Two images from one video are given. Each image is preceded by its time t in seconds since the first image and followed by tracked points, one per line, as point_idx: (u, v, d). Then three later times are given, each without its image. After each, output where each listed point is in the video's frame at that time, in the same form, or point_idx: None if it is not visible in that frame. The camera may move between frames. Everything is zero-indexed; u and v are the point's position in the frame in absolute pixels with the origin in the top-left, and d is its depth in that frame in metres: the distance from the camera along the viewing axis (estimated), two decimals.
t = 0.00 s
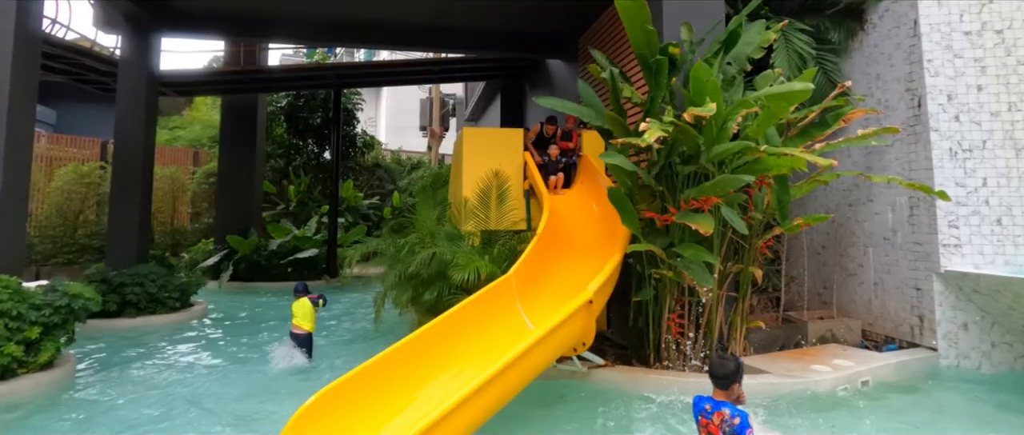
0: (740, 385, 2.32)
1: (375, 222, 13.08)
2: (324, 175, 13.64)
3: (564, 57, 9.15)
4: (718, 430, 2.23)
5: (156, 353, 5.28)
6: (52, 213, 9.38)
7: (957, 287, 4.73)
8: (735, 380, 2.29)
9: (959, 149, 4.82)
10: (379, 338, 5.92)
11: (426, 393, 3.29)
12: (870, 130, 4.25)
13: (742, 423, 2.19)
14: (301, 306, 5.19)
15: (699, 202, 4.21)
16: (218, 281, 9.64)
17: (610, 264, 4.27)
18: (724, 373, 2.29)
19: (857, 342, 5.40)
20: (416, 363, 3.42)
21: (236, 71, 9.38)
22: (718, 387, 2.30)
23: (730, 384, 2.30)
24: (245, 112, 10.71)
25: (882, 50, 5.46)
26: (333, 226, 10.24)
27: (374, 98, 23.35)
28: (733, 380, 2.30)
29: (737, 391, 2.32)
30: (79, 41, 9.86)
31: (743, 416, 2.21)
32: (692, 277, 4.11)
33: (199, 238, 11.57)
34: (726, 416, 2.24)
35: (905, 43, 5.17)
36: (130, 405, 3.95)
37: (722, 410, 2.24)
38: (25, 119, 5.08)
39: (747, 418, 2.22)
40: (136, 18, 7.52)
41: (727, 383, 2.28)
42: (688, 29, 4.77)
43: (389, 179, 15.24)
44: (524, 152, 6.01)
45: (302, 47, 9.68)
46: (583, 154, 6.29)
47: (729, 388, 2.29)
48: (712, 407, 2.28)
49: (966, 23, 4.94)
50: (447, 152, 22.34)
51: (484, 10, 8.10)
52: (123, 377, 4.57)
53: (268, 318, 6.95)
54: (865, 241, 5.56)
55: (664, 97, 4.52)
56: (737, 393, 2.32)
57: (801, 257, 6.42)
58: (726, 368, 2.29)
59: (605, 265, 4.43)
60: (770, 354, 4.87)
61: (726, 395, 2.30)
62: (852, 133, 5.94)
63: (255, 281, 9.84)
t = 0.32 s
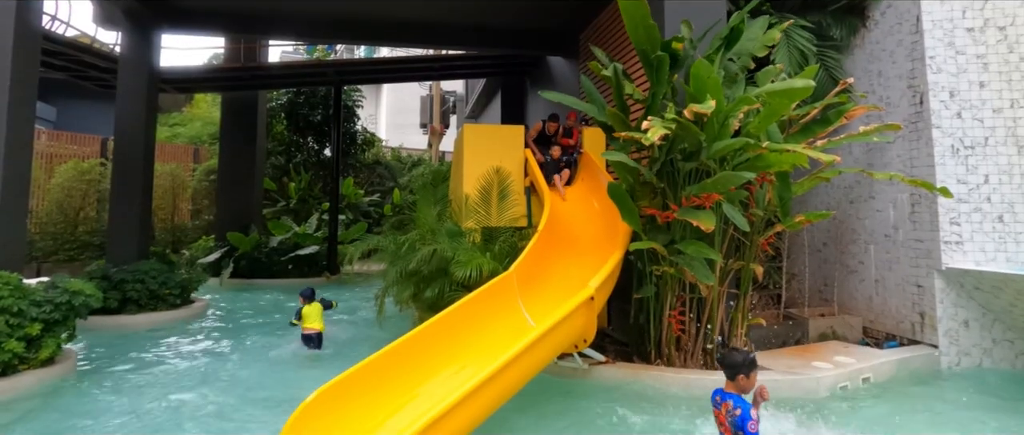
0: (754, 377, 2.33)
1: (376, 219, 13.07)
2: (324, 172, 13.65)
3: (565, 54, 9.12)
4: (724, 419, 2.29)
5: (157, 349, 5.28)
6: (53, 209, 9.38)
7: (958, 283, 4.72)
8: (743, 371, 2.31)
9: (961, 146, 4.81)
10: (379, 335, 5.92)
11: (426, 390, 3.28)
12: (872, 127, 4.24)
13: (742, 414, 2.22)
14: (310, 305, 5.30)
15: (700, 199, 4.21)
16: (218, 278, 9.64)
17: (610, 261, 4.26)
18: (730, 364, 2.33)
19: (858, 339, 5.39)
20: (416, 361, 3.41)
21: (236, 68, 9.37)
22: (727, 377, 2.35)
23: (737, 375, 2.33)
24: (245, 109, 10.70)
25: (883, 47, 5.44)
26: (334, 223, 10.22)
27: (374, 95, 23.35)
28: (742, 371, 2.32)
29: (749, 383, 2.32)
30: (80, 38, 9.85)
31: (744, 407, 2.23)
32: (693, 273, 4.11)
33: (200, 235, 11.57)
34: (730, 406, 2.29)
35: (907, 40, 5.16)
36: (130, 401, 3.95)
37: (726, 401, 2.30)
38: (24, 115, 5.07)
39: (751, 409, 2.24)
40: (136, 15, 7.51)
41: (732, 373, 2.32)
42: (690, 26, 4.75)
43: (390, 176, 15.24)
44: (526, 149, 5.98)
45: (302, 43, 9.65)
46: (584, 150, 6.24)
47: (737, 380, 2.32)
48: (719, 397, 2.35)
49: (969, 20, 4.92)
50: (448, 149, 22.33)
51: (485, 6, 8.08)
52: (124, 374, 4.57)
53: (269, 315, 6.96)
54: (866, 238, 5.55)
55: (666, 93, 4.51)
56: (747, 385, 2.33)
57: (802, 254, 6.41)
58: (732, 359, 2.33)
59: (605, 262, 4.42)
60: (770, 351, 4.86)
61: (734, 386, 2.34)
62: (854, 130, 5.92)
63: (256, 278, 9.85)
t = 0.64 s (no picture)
0: (770, 367, 2.33)
1: (377, 216, 13.05)
2: (326, 169, 13.65)
3: (566, 50, 9.09)
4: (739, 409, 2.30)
5: (158, 346, 5.29)
6: (55, 206, 9.38)
7: (960, 281, 4.71)
8: (758, 363, 2.32)
9: (963, 143, 4.80)
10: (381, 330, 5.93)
11: (426, 388, 3.28)
12: (875, 124, 4.22)
13: (756, 402, 2.23)
14: (309, 282, 5.85)
15: (702, 196, 4.21)
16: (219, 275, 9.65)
17: (612, 258, 4.25)
18: (746, 355, 2.35)
19: (859, 336, 5.37)
20: (416, 358, 3.41)
21: (237, 64, 9.35)
22: (742, 368, 2.36)
23: (752, 367, 2.33)
24: (247, 105, 10.69)
25: (886, 43, 5.42)
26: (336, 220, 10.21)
27: (376, 92, 23.33)
28: (758, 362, 2.32)
29: (764, 374, 2.32)
30: (80, 34, 9.84)
31: (758, 397, 2.23)
32: (694, 270, 4.10)
33: (201, 231, 11.58)
34: (744, 396, 2.29)
35: (909, 36, 5.13)
36: (132, 398, 3.95)
37: (741, 391, 2.31)
38: (25, 111, 5.06)
39: (765, 399, 2.23)
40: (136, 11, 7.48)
41: (747, 365, 2.33)
42: (693, 21, 4.73)
43: (391, 173, 15.23)
44: (527, 146, 5.97)
45: (302, 40, 9.61)
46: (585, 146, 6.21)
47: (753, 371, 2.32)
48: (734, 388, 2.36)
49: (972, 16, 4.90)
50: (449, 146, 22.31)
51: (486, 2, 8.06)
52: (126, 370, 4.57)
53: (270, 311, 6.96)
54: (868, 235, 5.54)
55: (667, 89, 4.49)
56: (764, 376, 2.33)
57: (803, 251, 6.40)
58: (748, 350, 2.34)
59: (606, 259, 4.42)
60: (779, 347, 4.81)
61: (749, 377, 2.34)
62: (856, 127, 5.90)
63: (257, 275, 9.86)
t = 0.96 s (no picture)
0: (794, 364, 2.39)
1: (378, 211, 13.06)
2: (327, 164, 13.67)
3: (568, 46, 9.07)
4: (763, 405, 2.36)
5: (161, 341, 5.31)
6: (58, 201, 9.41)
7: (961, 276, 4.71)
8: (783, 360, 2.38)
9: (966, 139, 4.78)
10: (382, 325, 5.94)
11: (426, 384, 3.29)
12: (877, 119, 4.24)
13: (781, 398, 2.29)
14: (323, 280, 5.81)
15: (703, 192, 4.21)
16: (221, 270, 9.68)
17: (613, 254, 4.25)
18: (769, 353, 2.40)
19: (860, 332, 5.38)
20: (416, 354, 3.41)
21: (238, 59, 9.34)
22: (766, 366, 2.42)
23: (777, 364, 2.39)
24: (248, 101, 10.69)
25: (889, 38, 5.40)
26: (338, 215, 10.22)
27: (377, 87, 23.32)
28: (782, 360, 2.38)
29: (788, 371, 2.38)
30: (82, 30, 9.84)
31: (782, 393, 2.29)
32: (695, 266, 4.10)
33: (203, 227, 11.60)
34: (768, 392, 2.35)
35: (912, 31, 5.11)
36: (135, 393, 3.96)
37: (765, 387, 2.36)
38: (26, 107, 5.06)
39: (790, 394, 2.29)
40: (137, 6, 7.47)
41: (772, 362, 2.38)
42: (697, 15, 4.70)
43: (392, 168, 15.25)
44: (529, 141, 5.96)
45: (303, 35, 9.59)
46: (586, 142, 6.20)
47: (778, 369, 2.38)
48: (758, 384, 2.41)
49: (976, 11, 4.87)
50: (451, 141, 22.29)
51: None
52: (129, 365, 4.58)
53: (272, 306, 6.98)
54: (870, 230, 5.53)
55: (669, 84, 4.48)
56: (788, 373, 2.39)
57: (804, 247, 6.39)
58: (771, 348, 2.40)
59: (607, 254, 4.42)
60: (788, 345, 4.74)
61: (773, 373, 2.40)
62: (858, 122, 5.87)
63: (260, 270, 9.89)
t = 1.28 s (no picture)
0: (847, 364, 2.24)
1: (382, 203, 13.08)
2: (331, 156, 13.70)
3: (571, 37, 9.05)
4: (814, 404, 2.19)
5: (166, 331, 5.35)
6: (63, 193, 9.47)
7: (965, 268, 4.70)
8: (839, 361, 2.22)
9: (972, 130, 4.76)
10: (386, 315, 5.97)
11: (429, 373, 3.31)
12: (882, 110, 4.25)
13: (839, 399, 2.13)
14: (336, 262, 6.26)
15: (706, 183, 4.21)
16: (226, 261, 9.75)
17: (615, 245, 4.25)
18: (824, 352, 2.23)
19: (863, 323, 5.35)
20: (420, 344, 3.44)
21: (242, 51, 9.33)
22: (819, 364, 2.25)
23: (831, 364, 2.23)
24: (252, 92, 10.69)
25: (895, 29, 5.35)
26: (341, 206, 10.24)
27: (380, 79, 23.28)
28: (837, 360, 2.22)
29: (843, 372, 2.23)
30: (85, 21, 9.85)
31: (841, 394, 2.14)
32: (697, 257, 4.10)
33: (208, 218, 11.66)
34: (823, 391, 2.18)
35: (919, 21, 5.07)
36: (141, 383, 3.98)
37: (820, 386, 2.19)
38: (31, 99, 5.08)
39: (846, 396, 2.14)
40: None
41: (829, 362, 2.21)
42: (704, 4, 4.66)
43: (396, 160, 15.26)
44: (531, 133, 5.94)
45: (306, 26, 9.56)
46: (589, 133, 6.19)
47: (834, 369, 2.22)
48: (810, 382, 2.24)
49: (983, 1, 4.83)
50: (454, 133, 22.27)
51: None
52: (135, 355, 4.62)
53: (277, 297, 7.02)
54: (874, 222, 5.52)
55: (673, 75, 4.45)
56: (841, 374, 2.23)
57: (808, 238, 6.37)
58: (826, 347, 2.23)
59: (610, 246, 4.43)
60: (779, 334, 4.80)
61: (826, 373, 2.23)
62: (863, 114, 5.83)
63: (264, 261, 9.94)
